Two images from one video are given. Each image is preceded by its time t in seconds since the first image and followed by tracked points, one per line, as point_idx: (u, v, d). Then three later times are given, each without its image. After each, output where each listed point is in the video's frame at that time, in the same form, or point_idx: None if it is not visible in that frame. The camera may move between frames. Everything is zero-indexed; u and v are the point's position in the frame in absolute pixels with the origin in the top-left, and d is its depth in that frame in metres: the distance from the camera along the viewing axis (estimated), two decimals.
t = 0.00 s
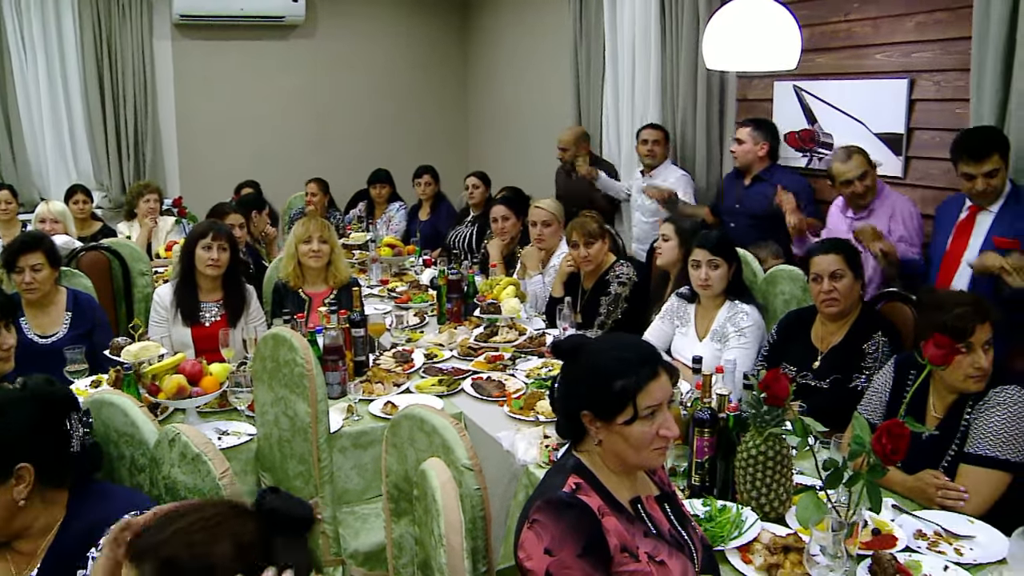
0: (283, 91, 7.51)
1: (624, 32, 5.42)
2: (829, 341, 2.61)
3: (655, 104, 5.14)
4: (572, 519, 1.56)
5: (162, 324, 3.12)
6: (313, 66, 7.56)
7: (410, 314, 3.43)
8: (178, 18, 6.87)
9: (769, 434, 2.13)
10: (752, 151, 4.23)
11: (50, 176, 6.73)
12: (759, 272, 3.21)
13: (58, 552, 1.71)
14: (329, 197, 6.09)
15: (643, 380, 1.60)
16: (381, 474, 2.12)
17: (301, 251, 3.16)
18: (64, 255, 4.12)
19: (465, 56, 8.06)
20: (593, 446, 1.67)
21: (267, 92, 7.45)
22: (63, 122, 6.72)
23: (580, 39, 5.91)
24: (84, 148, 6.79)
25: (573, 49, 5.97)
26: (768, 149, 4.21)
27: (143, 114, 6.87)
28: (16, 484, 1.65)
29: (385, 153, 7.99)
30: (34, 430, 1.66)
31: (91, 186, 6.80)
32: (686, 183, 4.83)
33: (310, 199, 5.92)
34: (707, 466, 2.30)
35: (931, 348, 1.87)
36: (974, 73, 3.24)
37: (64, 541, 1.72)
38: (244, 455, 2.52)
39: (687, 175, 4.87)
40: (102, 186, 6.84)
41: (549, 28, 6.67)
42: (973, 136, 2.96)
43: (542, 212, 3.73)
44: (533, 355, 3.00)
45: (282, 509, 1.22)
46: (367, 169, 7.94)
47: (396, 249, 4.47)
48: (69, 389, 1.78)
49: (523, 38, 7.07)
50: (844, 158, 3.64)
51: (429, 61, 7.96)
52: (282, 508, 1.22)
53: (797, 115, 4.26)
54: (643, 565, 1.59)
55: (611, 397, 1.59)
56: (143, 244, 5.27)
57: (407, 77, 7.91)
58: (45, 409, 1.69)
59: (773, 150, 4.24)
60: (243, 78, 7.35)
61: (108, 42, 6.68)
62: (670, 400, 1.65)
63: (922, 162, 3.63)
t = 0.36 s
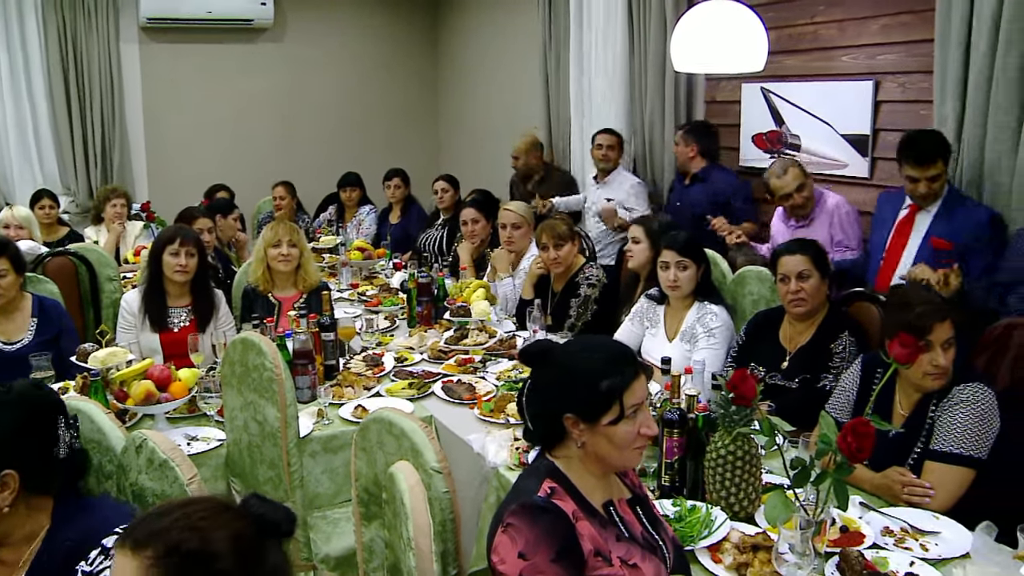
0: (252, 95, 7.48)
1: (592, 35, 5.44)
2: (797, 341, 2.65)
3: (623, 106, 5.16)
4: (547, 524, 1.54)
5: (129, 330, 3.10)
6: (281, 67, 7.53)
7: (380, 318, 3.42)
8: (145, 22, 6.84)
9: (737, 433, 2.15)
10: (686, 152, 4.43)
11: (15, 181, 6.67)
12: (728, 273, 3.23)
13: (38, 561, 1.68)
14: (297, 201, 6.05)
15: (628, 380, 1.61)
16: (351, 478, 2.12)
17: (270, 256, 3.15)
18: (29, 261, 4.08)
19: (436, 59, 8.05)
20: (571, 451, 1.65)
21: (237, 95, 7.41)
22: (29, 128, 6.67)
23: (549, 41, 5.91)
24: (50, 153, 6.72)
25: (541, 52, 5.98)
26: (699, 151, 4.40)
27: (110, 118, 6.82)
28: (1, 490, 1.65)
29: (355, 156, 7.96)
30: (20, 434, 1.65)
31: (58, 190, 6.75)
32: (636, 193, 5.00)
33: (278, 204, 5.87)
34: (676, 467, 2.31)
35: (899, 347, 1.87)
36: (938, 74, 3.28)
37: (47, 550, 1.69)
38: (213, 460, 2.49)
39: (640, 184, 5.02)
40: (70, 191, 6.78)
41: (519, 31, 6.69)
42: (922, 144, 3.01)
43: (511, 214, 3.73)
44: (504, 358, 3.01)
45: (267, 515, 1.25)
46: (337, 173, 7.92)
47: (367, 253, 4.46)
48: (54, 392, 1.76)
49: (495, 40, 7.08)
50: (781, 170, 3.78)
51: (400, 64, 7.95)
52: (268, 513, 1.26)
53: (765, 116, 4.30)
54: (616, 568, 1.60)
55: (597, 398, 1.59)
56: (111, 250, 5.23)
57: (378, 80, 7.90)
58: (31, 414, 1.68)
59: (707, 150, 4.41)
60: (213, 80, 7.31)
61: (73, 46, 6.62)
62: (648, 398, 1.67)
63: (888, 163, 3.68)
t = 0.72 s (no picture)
0: (227, 96, 7.43)
1: (568, 36, 5.45)
2: (773, 341, 2.66)
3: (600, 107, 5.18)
4: (525, 530, 1.54)
5: (104, 333, 3.09)
6: (257, 68, 7.50)
7: (357, 319, 3.41)
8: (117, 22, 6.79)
9: (714, 433, 2.15)
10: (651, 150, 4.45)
11: None
12: (704, 272, 3.24)
13: (26, 561, 1.65)
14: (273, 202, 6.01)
15: (607, 381, 1.61)
16: (327, 481, 2.11)
17: (245, 257, 3.13)
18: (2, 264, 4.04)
19: (412, 59, 8.04)
20: (550, 454, 1.64)
21: (213, 96, 7.37)
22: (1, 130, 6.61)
23: (524, 41, 5.91)
24: (21, 155, 6.66)
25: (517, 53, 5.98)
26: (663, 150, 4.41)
27: (83, 120, 6.75)
28: (14, 479, 1.64)
29: (331, 158, 7.94)
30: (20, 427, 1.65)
31: (30, 192, 6.69)
32: (605, 185, 5.05)
33: (254, 204, 5.82)
34: (653, 467, 2.31)
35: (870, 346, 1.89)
36: (908, 78, 3.32)
37: (35, 549, 1.65)
38: (189, 463, 2.47)
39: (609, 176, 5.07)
40: (42, 193, 6.71)
41: (495, 31, 6.69)
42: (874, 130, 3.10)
43: (487, 215, 3.73)
44: (481, 358, 3.01)
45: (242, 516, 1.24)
46: (312, 174, 7.89)
47: (343, 255, 4.45)
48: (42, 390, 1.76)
49: (470, 40, 7.08)
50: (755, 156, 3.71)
51: (376, 64, 7.93)
52: (244, 516, 1.24)
53: (741, 117, 4.32)
54: (594, 572, 1.60)
55: (575, 400, 1.59)
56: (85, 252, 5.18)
57: (354, 81, 7.88)
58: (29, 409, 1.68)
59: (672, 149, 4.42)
60: (189, 81, 7.27)
61: (45, 46, 6.55)
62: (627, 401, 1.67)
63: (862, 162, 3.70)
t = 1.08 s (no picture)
0: (217, 94, 7.41)
1: (559, 35, 5.44)
2: (763, 340, 2.67)
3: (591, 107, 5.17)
4: (512, 528, 1.53)
5: (92, 332, 3.07)
6: (247, 66, 7.47)
7: (347, 318, 3.41)
8: (106, 19, 6.76)
9: (705, 432, 2.15)
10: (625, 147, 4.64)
11: None
12: (694, 271, 3.24)
13: (16, 561, 1.63)
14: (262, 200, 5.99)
15: (593, 379, 1.61)
16: (317, 480, 2.10)
17: (234, 256, 3.12)
18: None
19: (403, 58, 8.02)
20: (537, 452, 1.65)
21: (203, 94, 7.34)
22: None
23: (515, 41, 5.91)
24: (9, 153, 6.63)
25: (508, 52, 5.98)
26: (636, 147, 4.61)
27: (72, 117, 6.72)
28: (19, 474, 1.64)
29: (321, 157, 7.93)
30: (22, 425, 1.64)
31: (18, 189, 6.67)
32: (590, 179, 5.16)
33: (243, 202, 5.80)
34: (645, 466, 2.32)
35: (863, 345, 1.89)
36: (898, 77, 3.33)
37: (28, 549, 1.64)
38: (178, 463, 2.45)
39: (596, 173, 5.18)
40: (30, 190, 6.68)
41: (486, 31, 6.69)
42: (853, 123, 3.28)
43: (478, 214, 3.73)
44: (472, 357, 3.00)
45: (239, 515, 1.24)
46: (302, 173, 7.87)
47: (333, 253, 4.44)
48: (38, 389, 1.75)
49: (461, 40, 7.08)
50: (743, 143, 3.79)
51: (367, 64, 7.92)
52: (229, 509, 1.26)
53: (730, 117, 4.32)
54: (584, 570, 1.60)
55: (562, 398, 1.59)
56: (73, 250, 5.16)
57: (344, 79, 7.87)
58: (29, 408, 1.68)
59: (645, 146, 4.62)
60: (179, 80, 7.24)
61: (33, 43, 6.51)
62: (615, 399, 1.67)
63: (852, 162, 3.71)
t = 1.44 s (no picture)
0: (198, 93, 7.37)
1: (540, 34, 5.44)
2: (745, 339, 2.69)
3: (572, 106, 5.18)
4: (493, 526, 1.53)
5: (71, 333, 3.05)
6: (227, 67, 7.43)
7: (328, 318, 3.39)
8: (85, 18, 6.70)
9: (686, 431, 2.16)
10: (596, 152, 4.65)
11: None
12: (675, 271, 3.25)
13: None
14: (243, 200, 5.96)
15: (570, 377, 1.62)
16: (298, 480, 2.09)
17: (215, 256, 3.10)
18: None
19: (384, 57, 8.00)
20: (515, 449, 1.65)
21: (184, 93, 7.30)
22: None
23: (497, 41, 5.90)
24: None
25: (490, 51, 5.97)
26: (609, 150, 4.63)
27: (50, 116, 6.66)
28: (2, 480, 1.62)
29: (302, 156, 7.91)
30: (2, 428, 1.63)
31: None
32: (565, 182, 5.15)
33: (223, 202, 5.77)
34: (626, 465, 2.32)
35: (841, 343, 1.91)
36: (878, 78, 3.35)
37: (10, 558, 1.63)
38: (159, 465, 2.43)
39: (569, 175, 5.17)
40: (8, 190, 6.62)
41: (467, 30, 6.68)
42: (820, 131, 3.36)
43: (459, 214, 3.72)
44: (453, 358, 3.00)
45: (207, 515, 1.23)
46: (284, 172, 7.84)
47: (314, 253, 4.43)
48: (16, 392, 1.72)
49: (443, 40, 7.08)
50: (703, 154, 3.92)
51: (349, 63, 7.90)
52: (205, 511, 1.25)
53: (711, 116, 4.34)
54: (565, 568, 1.60)
55: (539, 395, 1.59)
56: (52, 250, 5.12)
57: (326, 79, 7.84)
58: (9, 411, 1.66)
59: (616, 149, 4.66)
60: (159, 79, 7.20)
61: (10, 41, 6.46)
62: (593, 398, 1.67)
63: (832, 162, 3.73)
